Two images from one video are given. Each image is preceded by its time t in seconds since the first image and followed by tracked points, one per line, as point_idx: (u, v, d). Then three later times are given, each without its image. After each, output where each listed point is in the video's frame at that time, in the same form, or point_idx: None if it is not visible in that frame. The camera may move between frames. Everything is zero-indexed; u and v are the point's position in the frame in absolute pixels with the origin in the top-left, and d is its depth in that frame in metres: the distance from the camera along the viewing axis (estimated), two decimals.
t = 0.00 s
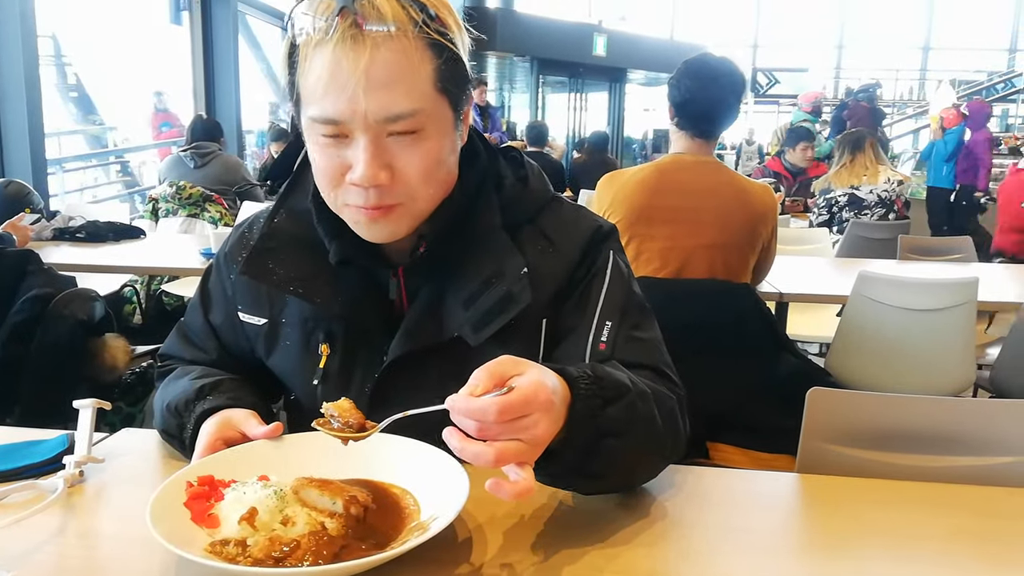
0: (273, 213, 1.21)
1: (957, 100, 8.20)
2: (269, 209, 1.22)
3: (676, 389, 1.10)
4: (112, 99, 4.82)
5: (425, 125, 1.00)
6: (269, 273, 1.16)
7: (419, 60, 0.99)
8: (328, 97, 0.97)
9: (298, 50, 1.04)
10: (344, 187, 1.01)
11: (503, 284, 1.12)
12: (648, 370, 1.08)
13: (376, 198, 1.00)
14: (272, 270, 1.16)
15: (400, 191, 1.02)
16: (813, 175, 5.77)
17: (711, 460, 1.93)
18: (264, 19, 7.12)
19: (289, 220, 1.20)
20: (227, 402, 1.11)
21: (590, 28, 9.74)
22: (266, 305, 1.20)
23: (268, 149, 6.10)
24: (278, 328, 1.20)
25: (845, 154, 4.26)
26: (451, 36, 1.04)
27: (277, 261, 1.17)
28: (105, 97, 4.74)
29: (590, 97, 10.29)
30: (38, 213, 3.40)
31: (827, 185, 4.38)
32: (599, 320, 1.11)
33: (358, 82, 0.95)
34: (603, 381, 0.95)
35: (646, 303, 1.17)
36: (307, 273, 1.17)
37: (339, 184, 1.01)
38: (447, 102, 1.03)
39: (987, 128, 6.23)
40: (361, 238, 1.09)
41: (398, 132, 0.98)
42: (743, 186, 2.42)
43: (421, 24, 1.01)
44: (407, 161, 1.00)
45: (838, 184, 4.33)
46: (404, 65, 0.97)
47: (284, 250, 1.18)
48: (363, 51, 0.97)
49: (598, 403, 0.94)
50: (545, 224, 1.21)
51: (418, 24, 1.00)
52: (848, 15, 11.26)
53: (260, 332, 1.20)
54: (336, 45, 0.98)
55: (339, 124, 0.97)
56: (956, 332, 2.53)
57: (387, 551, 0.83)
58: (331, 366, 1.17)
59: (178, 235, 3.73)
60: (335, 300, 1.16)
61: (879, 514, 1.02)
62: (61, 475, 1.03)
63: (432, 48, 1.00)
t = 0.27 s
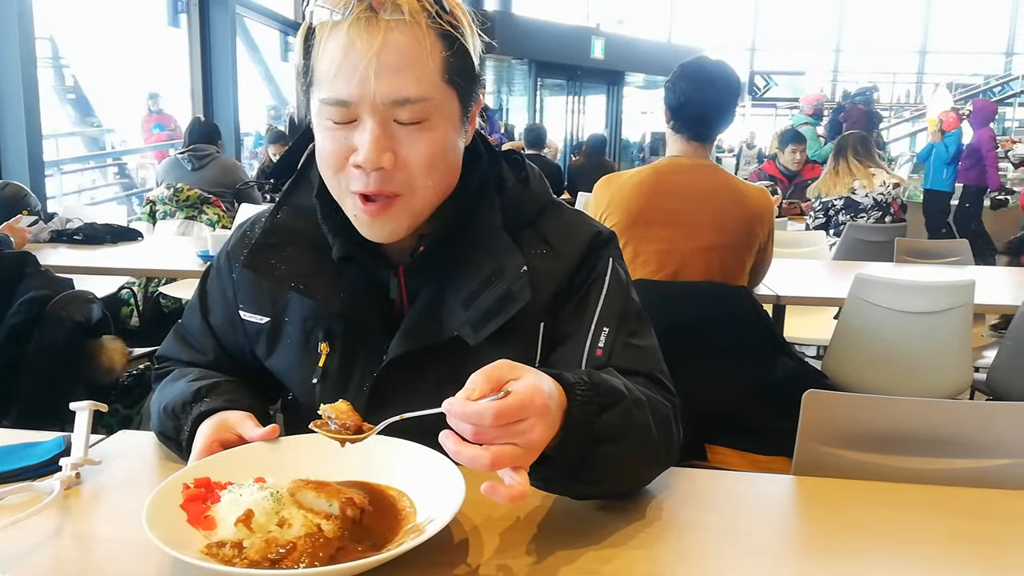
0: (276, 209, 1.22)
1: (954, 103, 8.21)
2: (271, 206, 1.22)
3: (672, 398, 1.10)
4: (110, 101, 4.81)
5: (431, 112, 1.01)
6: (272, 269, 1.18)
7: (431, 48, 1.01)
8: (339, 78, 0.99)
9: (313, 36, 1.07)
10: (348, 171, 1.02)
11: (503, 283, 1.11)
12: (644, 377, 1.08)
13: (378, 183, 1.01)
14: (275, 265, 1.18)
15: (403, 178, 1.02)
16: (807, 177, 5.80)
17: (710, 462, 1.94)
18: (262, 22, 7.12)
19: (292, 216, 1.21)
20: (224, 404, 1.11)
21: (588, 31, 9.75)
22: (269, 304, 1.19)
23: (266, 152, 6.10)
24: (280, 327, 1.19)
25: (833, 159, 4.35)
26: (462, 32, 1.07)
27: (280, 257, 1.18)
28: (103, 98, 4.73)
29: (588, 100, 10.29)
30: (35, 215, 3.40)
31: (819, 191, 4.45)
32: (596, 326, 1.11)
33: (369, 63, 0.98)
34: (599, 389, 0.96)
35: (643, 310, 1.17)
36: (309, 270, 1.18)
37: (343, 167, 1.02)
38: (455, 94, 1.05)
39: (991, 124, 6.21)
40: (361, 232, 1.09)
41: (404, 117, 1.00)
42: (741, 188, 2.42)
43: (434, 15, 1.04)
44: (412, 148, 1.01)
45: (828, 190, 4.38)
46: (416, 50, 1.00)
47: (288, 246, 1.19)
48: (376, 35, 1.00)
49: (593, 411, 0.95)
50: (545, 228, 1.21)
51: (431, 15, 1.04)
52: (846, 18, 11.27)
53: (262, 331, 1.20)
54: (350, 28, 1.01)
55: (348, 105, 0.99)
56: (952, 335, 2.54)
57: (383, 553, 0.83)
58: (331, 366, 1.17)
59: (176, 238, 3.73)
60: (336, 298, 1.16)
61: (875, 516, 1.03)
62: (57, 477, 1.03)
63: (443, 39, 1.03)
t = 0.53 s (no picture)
0: (282, 214, 1.21)
1: (952, 103, 8.22)
2: (278, 209, 1.22)
3: (672, 401, 1.11)
4: (108, 103, 4.82)
5: (439, 140, 1.00)
6: (279, 275, 1.18)
7: (440, 76, 1.00)
8: (346, 108, 0.98)
9: (320, 57, 1.05)
10: (356, 196, 1.02)
11: (507, 293, 1.12)
12: (644, 379, 1.09)
13: (386, 210, 1.01)
14: (280, 269, 1.18)
15: (410, 204, 1.02)
16: (806, 178, 5.80)
17: (710, 463, 1.93)
18: (260, 23, 7.12)
19: (299, 221, 1.21)
20: (224, 406, 1.11)
21: (586, 32, 9.76)
22: (275, 305, 1.18)
23: (265, 153, 6.10)
24: (286, 328, 1.18)
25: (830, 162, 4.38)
26: (471, 54, 1.05)
27: (285, 261, 1.18)
28: (101, 100, 4.73)
29: (586, 101, 10.30)
30: (33, 217, 3.40)
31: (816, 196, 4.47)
32: (597, 328, 1.11)
33: (377, 94, 0.97)
34: (599, 389, 0.96)
35: (644, 314, 1.17)
36: (314, 274, 1.18)
37: (351, 192, 1.02)
38: (463, 119, 1.03)
39: (994, 124, 6.19)
40: (368, 247, 1.09)
41: (412, 146, 0.99)
42: (738, 189, 2.42)
43: (443, 39, 1.02)
44: (419, 175, 1.01)
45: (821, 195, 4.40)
46: (424, 81, 0.99)
47: (294, 252, 1.19)
48: (384, 63, 0.98)
49: (593, 411, 0.95)
50: (550, 234, 1.21)
51: (439, 39, 1.02)
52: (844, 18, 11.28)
53: (268, 332, 1.19)
54: (358, 56, 0.99)
55: (355, 134, 0.98)
56: (949, 334, 2.54)
57: (383, 554, 0.83)
58: (334, 369, 1.17)
59: (174, 239, 3.73)
60: (340, 302, 1.16)
61: (875, 516, 1.03)
62: (56, 479, 1.03)
63: (451, 64, 1.01)
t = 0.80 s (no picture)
0: (279, 214, 1.21)
1: (950, 102, 8.22)
2: (275, 210, 1.22)
3: (670, 400, 1.10)
4: (103, 99, 4.80)
5: (438, 162, 1.00)
6: (277, 275, 1.18)
7: (437, 100, 0.98)
8: (342, 133, 0.97)
9: (315, 75, 1.03)
10: (356, 213, 1.02)
11: (507, 295, 1.12)
12: (642, 379, 1.08)
13: (386, 230, 1.01)
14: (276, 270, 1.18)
15: (410, 223, 1.03)
16: (806, 177, 5.80)
17: (706, 462, 1.94)
18: (256, 19, 7.09)
19: (294, 221, 1.20)
20: (218, 404, 1.11)
21: (584, 29, 9.75)
22: (271, 305, 1.17)
23: (261, 150, 6.08)
24: (282, 328, 1.18)
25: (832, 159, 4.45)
26: (468, 71, 1.03)
27: (281, 261, 1.18)
28: (97, 96, 4.72)
29: (584, 99, 10.29)
30: (27, 214, 3.39)
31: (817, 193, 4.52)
32: (595, 328, 1.11)
33: (374, 123, 0.95)
34: (598, 388, 0.95)
35: (643, 313, 1.17)
36: (311, 275, 1.17)
37: (350, 211, 1.02)
38: (461, 137, 1.02)
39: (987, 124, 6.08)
40: (371, 254, 1.10)
41: (411, 170, 0.98)
42: (735, 188, 2.42)
43: (439, 59, 1.00)
44: (418, 195, 1.00)
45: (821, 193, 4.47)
46: (421, 108, 0.96)
47: (287, 252, 1.19)
48: (380, 89, 0.96)
49: (590, 410, 0.94)
50: (548, 235, 1.20)
51: (436, 59, 0.99)
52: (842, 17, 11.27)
53: (264, 332, 1.18)
54: (352, 81, 0.97)
55: (354, 160, 0.97)
56: (947, 334, 2.53)
57: (378, 553, 0.82)
58: (331, 370, 1.16)
59: (170, 236, 3.72)
60: (337, 302, 1.16)
61: (872, 516, 1.02)
62: (50, 477, 1.02)
63: (448, 86, 0.99)
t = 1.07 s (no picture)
0: (279, 214, 1.21)
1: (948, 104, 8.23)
2: (276, 209, 1.22)
3: (668, 400, 1.11)
4: (104, 99, 4.81)
5: (438, 154, 1.00)
6: (277, 274, 1.18)
7: (438, 92, 0.99)
8: (343, 123, 0.97)
9: (317, 68, 1.04)
10: (355, 206, 1.02)
11: (506, 294, 1.13)
12: (641, 379, 1.09)
13: (386, 223, 1.02)
14: (277, 269, 1.18)
15: (410, 216, 1.03)
16: (802, 178, 5.81)
17: (705, 461, 1.93)
18: (256, 20, 7.10)
19: (295, 221, 1.20)
20: (218, 403, 1.11)
21: (583, 31, 9.77)
22: (271, 305, 1.18)
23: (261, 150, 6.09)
24: (283, 327, 1.19)
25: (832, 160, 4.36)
26: (470, 67, 1.05)
27: (282, 260, 1.18)
28: (98, 96, 4.73)
29: (582, 100, 10.30)
30: (27, 213, 3.39)
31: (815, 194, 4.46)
32: (595, 327, 1.12)
33: (375, 113, 0.95)
34: (597, 387, 0.96)
35: (641, 314, 1.17)
36: (311, 273, 1.18)
37: (350, 203, 1.02)
38: (461, 131, 1.03)
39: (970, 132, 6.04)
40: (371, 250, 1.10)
41: (411, 161, 0.99)
42: (733, 189, 2.43)
43: (441, 54, 1.01)
44: (418, 188, 1.01)
45: (821, 191, 4.39)
46: (422, 100, 0.98)
47: (289, 251, 1.19)
48: (382, 80, 0.97)
49: (589, 409, 0.95)
50: (547, 234, 1.21)
51: (438, 54, 1.01)
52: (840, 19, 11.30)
53: (265, 331, 1.19)
54: (355, 72, 0.98)
55: (354, 150, 0.98)
56: (944, 334, 2.54)
57: (378, 551, 0.83)
58: (331, 368, 1.17)
59: (169, 236, 3.72)
60: (339, 297, 1.16)
61: (869, 515, 1.03)
62: (50, 475, 1.03)
63: (450, 79, 1.01)
